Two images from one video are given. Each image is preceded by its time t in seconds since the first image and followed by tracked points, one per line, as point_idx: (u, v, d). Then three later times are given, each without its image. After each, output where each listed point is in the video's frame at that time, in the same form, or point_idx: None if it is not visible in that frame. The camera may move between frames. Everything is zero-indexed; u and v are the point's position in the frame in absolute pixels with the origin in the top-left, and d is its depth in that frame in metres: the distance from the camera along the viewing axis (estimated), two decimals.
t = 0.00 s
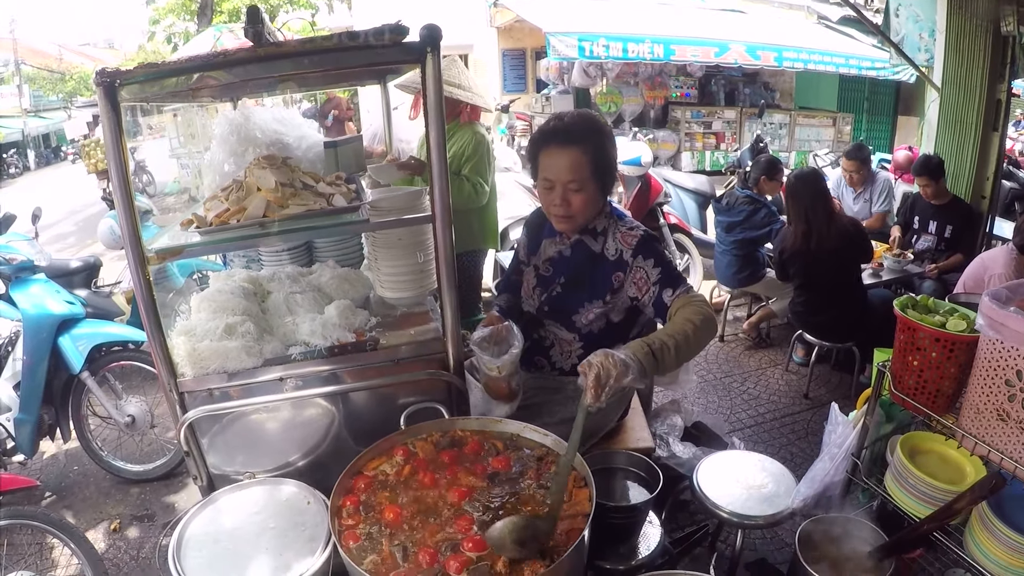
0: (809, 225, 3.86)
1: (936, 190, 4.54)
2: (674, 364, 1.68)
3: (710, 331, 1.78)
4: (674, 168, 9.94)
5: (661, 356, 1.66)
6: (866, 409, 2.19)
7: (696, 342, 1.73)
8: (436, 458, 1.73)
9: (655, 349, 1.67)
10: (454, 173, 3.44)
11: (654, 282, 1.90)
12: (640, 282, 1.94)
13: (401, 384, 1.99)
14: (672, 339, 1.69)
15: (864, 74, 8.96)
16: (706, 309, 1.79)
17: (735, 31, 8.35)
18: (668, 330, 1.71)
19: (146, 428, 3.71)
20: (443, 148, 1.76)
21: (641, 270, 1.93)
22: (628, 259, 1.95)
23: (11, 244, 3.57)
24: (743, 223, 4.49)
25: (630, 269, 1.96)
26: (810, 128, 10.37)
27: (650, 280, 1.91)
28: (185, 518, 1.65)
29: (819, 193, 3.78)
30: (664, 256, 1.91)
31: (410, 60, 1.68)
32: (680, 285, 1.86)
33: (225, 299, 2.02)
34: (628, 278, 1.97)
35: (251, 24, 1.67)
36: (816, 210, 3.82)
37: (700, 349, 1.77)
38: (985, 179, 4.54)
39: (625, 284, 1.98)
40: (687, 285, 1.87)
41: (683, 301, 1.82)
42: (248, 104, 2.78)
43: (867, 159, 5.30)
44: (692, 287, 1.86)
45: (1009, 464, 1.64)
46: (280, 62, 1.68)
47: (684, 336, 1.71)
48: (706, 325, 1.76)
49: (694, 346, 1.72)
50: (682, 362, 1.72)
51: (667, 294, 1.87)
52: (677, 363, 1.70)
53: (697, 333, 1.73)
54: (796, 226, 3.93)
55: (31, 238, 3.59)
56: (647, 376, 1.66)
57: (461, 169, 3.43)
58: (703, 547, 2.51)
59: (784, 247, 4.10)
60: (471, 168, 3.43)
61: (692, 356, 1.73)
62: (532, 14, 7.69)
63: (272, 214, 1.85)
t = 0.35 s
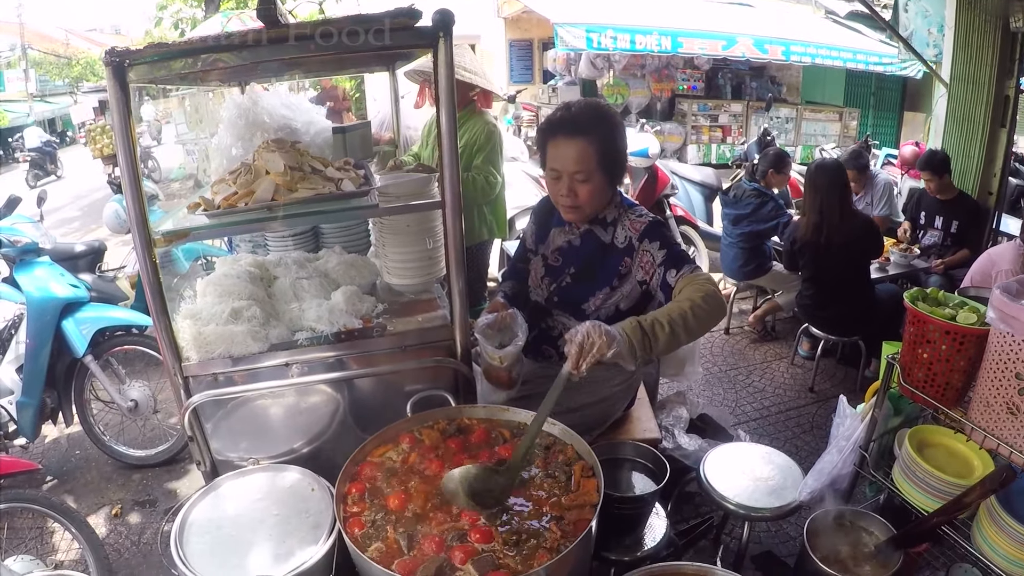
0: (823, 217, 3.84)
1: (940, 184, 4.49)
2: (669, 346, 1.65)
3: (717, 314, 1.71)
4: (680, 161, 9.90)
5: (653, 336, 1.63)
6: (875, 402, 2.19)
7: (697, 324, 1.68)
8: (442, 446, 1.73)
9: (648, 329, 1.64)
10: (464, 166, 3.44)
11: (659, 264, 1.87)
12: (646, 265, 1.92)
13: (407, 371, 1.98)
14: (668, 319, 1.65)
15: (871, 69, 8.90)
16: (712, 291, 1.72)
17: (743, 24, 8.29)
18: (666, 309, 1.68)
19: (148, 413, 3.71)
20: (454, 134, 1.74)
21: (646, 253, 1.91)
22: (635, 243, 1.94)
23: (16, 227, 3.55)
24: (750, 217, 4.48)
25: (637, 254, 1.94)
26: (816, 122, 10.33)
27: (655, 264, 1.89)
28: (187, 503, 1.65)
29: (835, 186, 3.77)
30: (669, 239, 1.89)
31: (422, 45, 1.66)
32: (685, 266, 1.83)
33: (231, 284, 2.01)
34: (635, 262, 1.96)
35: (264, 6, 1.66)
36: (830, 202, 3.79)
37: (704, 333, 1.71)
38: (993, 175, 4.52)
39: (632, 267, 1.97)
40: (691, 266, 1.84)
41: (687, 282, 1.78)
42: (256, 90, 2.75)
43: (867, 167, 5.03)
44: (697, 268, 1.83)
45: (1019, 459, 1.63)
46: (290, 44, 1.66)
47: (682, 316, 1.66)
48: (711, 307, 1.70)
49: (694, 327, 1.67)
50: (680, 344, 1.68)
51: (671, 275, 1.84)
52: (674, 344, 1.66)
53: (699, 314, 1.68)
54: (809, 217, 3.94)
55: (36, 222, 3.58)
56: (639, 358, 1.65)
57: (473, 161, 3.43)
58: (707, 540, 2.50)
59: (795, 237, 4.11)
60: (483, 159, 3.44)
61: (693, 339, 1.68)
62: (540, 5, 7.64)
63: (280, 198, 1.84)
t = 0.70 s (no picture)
0: (830, 220, 3.84)
1: (936, 187, 4.49)
2: (659, 341, 1.59)
3: (707, 309, 1.66)
4: (680, 166, 9.89)
5: (645, 333, 1.56)
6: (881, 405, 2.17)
7: (687, 319, 1.62)
8: (444, 453, 1.70)
9: (638, 325, 1.57)
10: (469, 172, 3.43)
11: (651, 260, 1.83)
12: (640, 262, 1.88)
13: (408, 377, 1.96)
14: (658, 314, 1.59)
15: (871, 73, 8.90)
16: (700, 286, 1.67)
17: (744, 29, 8.30)
18: (656, 304, 1.62)
19: (146, 419, 3.68)
20: (456, 136, 1.73)
21: (641, 250, 1.88)
22: (632, 242, 1.91)
23: (15, 228, 3.55)
24: (754, 220, 4.47)
25: (633, 252, 1.91)
26: (817, 127, 10.31)
27: (647, 260, 1.85)
28: (183, 510, 1.62)
29: (841, 191, 3.75)
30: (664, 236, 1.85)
31: (424, 46, 1.65)
32: (676, 261, 1.78)
33: (230, 288, 1.99)
34: (631, 260, 1.92)
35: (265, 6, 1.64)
36: (839, 204, 3.78)
37: (693, 328, 1.65)
38: (995, 176, 4.50)
39: (629, 266, 1.93)
40: (682, 261, 1.78)
41: (676, 277, 1.72)
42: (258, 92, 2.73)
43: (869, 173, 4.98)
44: (688, 262, 1.77)
45: None
46: (291, 44, 1.65)
47: (672, 310, 1.60)
48: (701, 302, 1.65)
49: (684, 323, 1.61)
50: (670, 340, 1.62)
51: (663, 270, 1.79)
52: (664, 340, 1.60)
53: (689, 309, 1.62)
54: (816, 217, 3.92)
55: (35, 225, 3.56)
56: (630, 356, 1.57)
57: (477, 166, 3.41)
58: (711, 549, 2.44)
59: (801, 240, 4.07)
60: (487, 164, 3.43)
61: (682, 336, 1.62)
62: (541, 10, 7.66)
63: (280, 200, 1.82)
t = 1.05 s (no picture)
0: (834, 236, 3.80)
1: (935, 200, 4.49)
2: (667, 373, 1.55)
3: (714, 337, 1.62)
4: (679, 182, 9.89)
5: (653, 366, 1.53)
6: (892, 425, 2.15)
7: (695, 348, 1.58)
8: (443, 478, 1.65)
9: (645, 358, 1.54)
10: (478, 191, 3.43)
11: (656, 284, 1.80)
12: (645, 285, 1.85)
13: (406, 400, 1.91)
14: (665, 345, 1.56)
15: (868, 88, 8.92)
16: (707, 314, 1.63)
17: (741, 46, 8.34)
18: (663, 334, 1.58)
19: (139, 437, 3.62)
20: (455, 154, 1.70)
21: (646, 273, 1.84)
22: (637, 264, 1.87)
23: (10, 242, 3.52)
24: (754, 237, 4.43)
25: (638, 276, 1.87)
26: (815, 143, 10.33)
27: (653, 284, 1.82)
28: (175, 532, 1.56)
29: (845, 208, 3.72)
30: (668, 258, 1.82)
31: (422, 60, 1.63)
32: (681, 287, 1.75)
33: (224, 307, 1.95)
34: (636, 284, 1.88)
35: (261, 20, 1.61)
36: (843, 221, 3.75)
37: (701, 357, 1.62)
38: (996, 190, 4.47)
39: (634, 289, 1.89)
40: (688, 286, 1.75)
41: (682, 304, 1.69)
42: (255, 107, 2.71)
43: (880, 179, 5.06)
44: (693, 290, 1.74)
45: None
46: (287, 58, 1.62)
47: (680, 339, 1.57)
48: (708, 330, 1.61)
49: (692, 353, 1.58)
50: (678, 370, 1.59)
51: (667, 295, 1.76)
52: (672, 371, 1.57)
53: (697, 338, 1.59)
54: (820, 234, 3.89)
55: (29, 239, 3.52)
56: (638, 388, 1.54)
57: (488, 187, 3.41)
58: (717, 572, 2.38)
59: (804, 256, 4.03)
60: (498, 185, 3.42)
61: (690, 366, 1.59)
62: (539, 27, 7.69)
63: (274, 218, 1.78)
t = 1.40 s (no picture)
0: (841, 247, 3.75)
1: (938, 210, 4.47)
2: (683, 383, 1.49)
3: (731, 351, 1.57)
4: (679, 195, 9.86)
5: (670, 374, 1.47)
6: (908, 442, 2.09)
7: (712, 360, 1.53)
8: (445, 508, 1.58)
9: (661, 365, 1.49)
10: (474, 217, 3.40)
11: (668, 299, 1.74)
12: (655, 300, 1.79)
13: (407, 425, 1.85)
14: (681, 354, 1.50)
15: (867, 98, 8.90)
16: (723, 327, 1.59)
17: (738, 58, 8.34)
18: (679, 343, 1.53)
19: (137, 463, 3.54)
20: (453, 170, 1.65)
21: (656, 288, 1.79)
22: (646, 279, 1.83)
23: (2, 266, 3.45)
24: (757, 251, 4.38)
25: (647, 290, 1.82)
26: (815, 153, 10.32)
27: (664, 300, 1.76)
28: (170, 566, 1.50)
29: (852, 217, 3.68)
30: (678, 270, 1.77)
31: (418, 74, 1.60)
32: (695, 300, 1.69)
33: (217, 332, 1.90)
34: (645, 299, 1.83)
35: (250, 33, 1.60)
36: (850, 231, 3.71)
37: (716, 371, 1.57)
38: (1000, 198, 4.42)
39: (643, 305, 1.84)
40: (700, 303, 1.69)
41: (697, 315, 1.64)
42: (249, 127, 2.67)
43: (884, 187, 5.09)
44: (709, 303, 1.68)
45: None
46: (278, 74, 1.59)
47: (696, 349, 1.52)
48: (725, 344, 1.57)
49: (709, 365, 1.53)
50: (694, 383, 1.53)
51: (680, 310, 1.70)
52: (688, 382, 1.51)
53: (714, 350, 1.54)
54: (827, 245, 3.84)
55: (23, 262, 3.46)
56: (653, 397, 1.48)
57: (485, 213, 3.38)
58: None
59: (811, 268, 3.96)
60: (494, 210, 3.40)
61: (706, 379, 1.53)
62: (537, 43, 7.71)
63: (267, 239, 1.73)
